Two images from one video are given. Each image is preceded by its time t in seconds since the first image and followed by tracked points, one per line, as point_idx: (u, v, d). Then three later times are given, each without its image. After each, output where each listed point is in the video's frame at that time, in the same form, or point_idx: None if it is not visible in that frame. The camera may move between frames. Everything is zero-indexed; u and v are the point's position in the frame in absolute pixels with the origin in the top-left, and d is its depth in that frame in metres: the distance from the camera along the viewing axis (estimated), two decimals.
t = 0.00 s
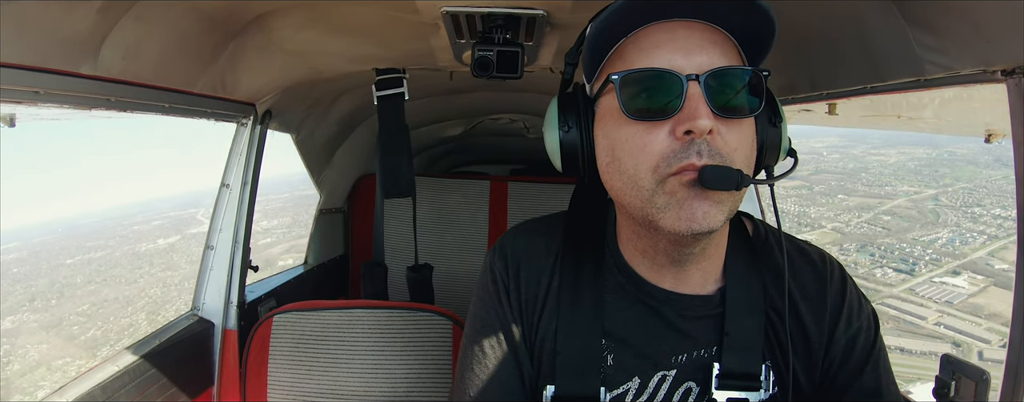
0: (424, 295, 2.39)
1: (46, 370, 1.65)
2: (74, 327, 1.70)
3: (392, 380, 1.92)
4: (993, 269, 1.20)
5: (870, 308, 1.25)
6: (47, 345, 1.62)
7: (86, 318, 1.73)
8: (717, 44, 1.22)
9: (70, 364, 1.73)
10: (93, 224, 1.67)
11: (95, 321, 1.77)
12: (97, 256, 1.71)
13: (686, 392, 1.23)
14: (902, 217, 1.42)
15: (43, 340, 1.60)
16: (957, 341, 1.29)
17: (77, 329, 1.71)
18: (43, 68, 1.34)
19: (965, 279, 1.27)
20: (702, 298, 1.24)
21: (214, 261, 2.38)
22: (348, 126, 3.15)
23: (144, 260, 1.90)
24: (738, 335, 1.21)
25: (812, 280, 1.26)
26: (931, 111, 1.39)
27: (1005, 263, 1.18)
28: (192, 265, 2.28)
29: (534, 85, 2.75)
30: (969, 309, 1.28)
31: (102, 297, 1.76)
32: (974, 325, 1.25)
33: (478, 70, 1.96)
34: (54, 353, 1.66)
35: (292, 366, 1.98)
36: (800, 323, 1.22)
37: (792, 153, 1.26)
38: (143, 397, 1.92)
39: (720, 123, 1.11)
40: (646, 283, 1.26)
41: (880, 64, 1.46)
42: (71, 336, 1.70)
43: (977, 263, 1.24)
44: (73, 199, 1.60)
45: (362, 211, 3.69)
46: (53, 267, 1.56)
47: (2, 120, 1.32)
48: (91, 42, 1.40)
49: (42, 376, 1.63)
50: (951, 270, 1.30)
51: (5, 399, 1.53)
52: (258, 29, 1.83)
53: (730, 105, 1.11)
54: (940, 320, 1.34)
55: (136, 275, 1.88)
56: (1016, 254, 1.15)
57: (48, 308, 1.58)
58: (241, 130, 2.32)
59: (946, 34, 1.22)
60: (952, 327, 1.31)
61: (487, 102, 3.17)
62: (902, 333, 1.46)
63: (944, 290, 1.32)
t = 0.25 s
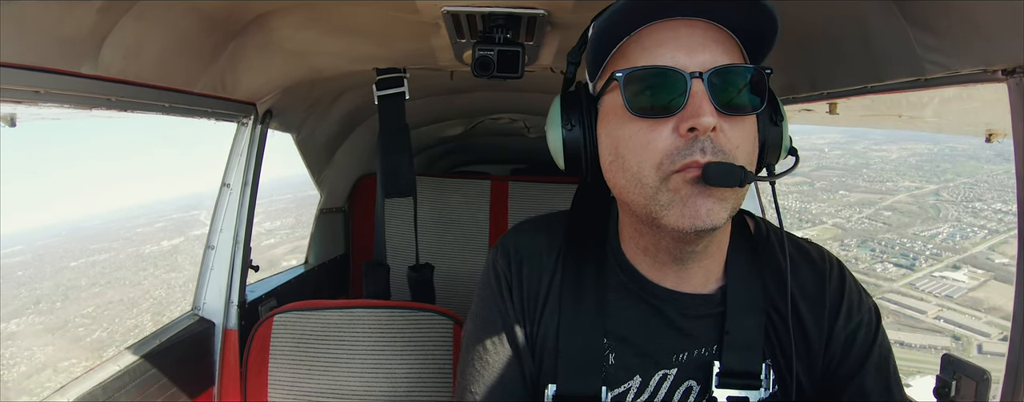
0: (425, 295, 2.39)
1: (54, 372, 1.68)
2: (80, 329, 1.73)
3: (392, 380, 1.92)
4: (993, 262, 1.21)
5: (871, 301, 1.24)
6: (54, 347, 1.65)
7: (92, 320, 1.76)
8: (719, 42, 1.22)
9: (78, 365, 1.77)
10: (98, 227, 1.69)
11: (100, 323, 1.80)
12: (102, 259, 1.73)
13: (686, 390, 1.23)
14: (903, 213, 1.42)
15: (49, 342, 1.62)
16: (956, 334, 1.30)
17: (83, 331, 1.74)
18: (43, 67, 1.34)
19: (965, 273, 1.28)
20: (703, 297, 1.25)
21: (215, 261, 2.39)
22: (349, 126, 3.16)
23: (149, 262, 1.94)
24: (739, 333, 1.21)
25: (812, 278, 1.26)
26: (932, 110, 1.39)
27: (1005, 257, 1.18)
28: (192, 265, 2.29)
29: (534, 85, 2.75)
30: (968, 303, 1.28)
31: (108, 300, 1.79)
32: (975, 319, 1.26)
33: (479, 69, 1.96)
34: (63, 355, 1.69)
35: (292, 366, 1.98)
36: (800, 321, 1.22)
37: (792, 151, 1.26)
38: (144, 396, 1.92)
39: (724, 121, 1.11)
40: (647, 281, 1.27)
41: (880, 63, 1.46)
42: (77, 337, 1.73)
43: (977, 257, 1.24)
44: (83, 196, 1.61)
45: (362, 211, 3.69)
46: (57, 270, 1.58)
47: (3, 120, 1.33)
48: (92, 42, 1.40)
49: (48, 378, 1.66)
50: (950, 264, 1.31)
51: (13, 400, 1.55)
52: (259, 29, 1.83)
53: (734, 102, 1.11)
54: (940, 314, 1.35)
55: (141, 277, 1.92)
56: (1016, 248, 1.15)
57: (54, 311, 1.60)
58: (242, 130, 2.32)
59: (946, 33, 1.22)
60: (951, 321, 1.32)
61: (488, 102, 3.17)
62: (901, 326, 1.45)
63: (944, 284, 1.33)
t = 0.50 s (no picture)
0: (428, 296, 2.39)
1: (59, 372, 1.68)
2: (84, 330, 1.73)
3: (396, 381, 1.92)
4: (993, 257, 1.22)
5: (879, 297, 1.25)
6: (59, 348, 1.65)
7: (97, 321, 1.76)
8: (740, 37, 1.23)
9: (84, 366, 1.77)
10: (102, 229, 1.70)
11: (105, 323, 1.80)
12: (106, 260, 1.73)
13: (699, 385, 1.24)
14: (904, 208, 1.45)
15: (55, 343, 1.62)
16: (955, 329, 1.31)
17: (88, 331, 1.74)
18: (44, 74, 1.34)
19: (965, 268, 1.30)
20: (716, 291, 1.25)
21: (217, 264, 2.38)
22: (348, 128, 3.16)
23: (151, 263, 1.93)
24: (752, 327, 1.22)
25: (821, 272, 1.27)
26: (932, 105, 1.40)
27: (1003, 251, 1.20)
28: (194, 268, 2.28)
29: (534, 85, 2.76)
30: (968, 298, 1.30)
31: (113, 301, 1.80)
32: (975, 314, 1.27)
33: (479, 70, 1.96)
34: (68, 355, 1.69)
35: (297, 369, 1.98)
36: (810, 315, 1.23)
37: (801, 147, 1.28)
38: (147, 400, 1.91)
39: (748, 115, 1.12)
40: (660, 276, 1.27)
41: (880, 59, 1.47)
42: (82, 338, 1.73)
43: (977, 252, 1.27)
44: (90, 198, 1.62)
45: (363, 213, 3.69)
46: (62, 272, 1.58)
47: (5, 126, 1.33)
48: (92, 48, 1.40)
49: (56, 378, 1.67)
50: (952, 259, 1.33)
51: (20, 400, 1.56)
52: (258, 31, 1.82)
53: (756, 97, 1.13)
54: (939, 309, 1.37)
55: (145, 279, 1.93)
56: (1016, 243, 1.15)
57: (59, 312, 1.61)
58: (242, 133, 2.32)
59: (947, 28, 1.23)
60: (951, 315, 1.33)
61: (487, 102, 3.17)
62: (901, 321, 1.47)
63: (944, 279, 1.35)
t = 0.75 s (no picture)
0: (429, 298, 2.38)
1: (65, 371, 1.68)
2: (90, 329, 1.73)
3: (398, 384, 1.92)
4: (993, 254, 1.24)
5: (884, 300, 1.25)
6: (65, 346, 1.65)
7: (101, 320, 1.75)
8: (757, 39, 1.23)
9: (90, 364, 1.77)
10: (110, 228, 1.70)
11: (110, 322, 1.80)
12: (109, 260, 1.73)
13: (708, 388, 1.24)
14: (906, 206, 1.42)
15: (60, 342, 1.62)
16: (954, 324, 1.33)
17: (92, 330, 1.74)
18: (44, 77, 1.34)
19: (965, 264, 1.29)
20: (726, 293, 1.25)
21: (218, 268, 2.38)
22: (348, 131, 3.16)
23: (154, 262, 1.93)
24: (761, 328, 1.22)
25: (827, 274, 1.27)
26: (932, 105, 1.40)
27: (1005, 248, 1.21)
28: (195, 270, 2.28)
29: (534, 87, 2.77)
30: (968, 294, 1.30)
31: (116, 300, 1.79)
32: (973, 310, 1.29)
33: (479, 72, 1.96)
34: (74, 353, 1.69)
35: (298, 372, 1.97)
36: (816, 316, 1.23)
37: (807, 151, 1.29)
38: None
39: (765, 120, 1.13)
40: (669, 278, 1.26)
41: (880, 60, 1.47)
42: (86, 337, 1.73)
43: (977, 248, 1.27)
44: (96, 193, 1.62)
45: (363, 216, 3.69)
46: (66, 272, 1.58)
47: (5, 130, 1.33)
48: (92, 51, 1.40)
49: (62, 377, 1.67)
50: (950, 256, 1.32)
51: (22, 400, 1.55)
52: (258, 35, 1.83)
53: (773, 102, 1.14)
54: (938, 305, 1.36)
55: (148, 278, 1.92)
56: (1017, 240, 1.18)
57: (64, 311, 1.60)
58: (243, 136, 2.32)
59: (946, 28, 1.23)
60: (950, 311, 1.34)
61: (487, 105, 3.18)
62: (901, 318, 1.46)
63: (943, 275, 1.34)
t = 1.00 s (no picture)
0: (425, 299, 2.38)
1: (71, 368, 1.73)
2: (96, 327, 1.78)
3: (393, 385, 1.91)
4: (993, 251, 1.19)
5: (876, 309, 1.24)
6: (70, 345, 1.70)
7: (106, 318, 1.81)
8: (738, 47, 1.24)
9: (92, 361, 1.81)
10: (111, 228, 1.73)
11: (115, 320, 1.85)
12: (112, 259, 1.77)
13: (695, 395, 1.24)
14: (907, 203, 1.47)
15: (65, 340, 1.67)
16: (954, 320, 1.31)
17: (99, 328, 1.80)
18: (44, 72, 1.34)
19: (965, 260, 1.29)
20: (714, 301, 1.24)
21: (215, 265, 2.38)
22: (348, 131, 3.16)
23: (158, 261, 1.99)
24: (748, 336, 1.21)
25: (818, 283, 1.26)
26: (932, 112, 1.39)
27: (1004, 245, 1.16)
28: (192, 268, 2.28)
29: (534, 90, 2.76)
30: (968, 290, 1.28)
31: (121, 298, 1.84)
32: (973, 306, 1.26)
33: (479, 74, 1.97)
34: (81, 351, 1.75)
35: (292, 372, 1.97)
36: (806, 325, 1.22)
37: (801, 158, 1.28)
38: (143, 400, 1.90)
39: (745, 131, 1.12)
40: (655, 285, 1.26)
41: (880, 66, 1.46)
42: (93, 335, 1.78)
43: (977, 245, 1.25)
44: (95, 193, 1.64)
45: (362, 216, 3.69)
46: (70, 271, 1.62)
47: (4, 123, 1.33)
48: (92, 48, 1.41)
49: (68, 373, 1.71)
50: (951, 252, 1.32)
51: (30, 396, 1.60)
52: (259, 34, 1.83)
53: (753, 112, 1.13)
54: (937, 301, 1.35)
55: (152, 276, 1.98)
56: (1016, 237, 1.12)
57: (68, 310, 1.65)
58: (242, 135, 2.32)
59: (946, 36, 1.22)
60: (949, 307, 1.32)
61: (488, 107, 3.18)
62: (899, 313, 1.47)
63: (943, 272, 1.34)
